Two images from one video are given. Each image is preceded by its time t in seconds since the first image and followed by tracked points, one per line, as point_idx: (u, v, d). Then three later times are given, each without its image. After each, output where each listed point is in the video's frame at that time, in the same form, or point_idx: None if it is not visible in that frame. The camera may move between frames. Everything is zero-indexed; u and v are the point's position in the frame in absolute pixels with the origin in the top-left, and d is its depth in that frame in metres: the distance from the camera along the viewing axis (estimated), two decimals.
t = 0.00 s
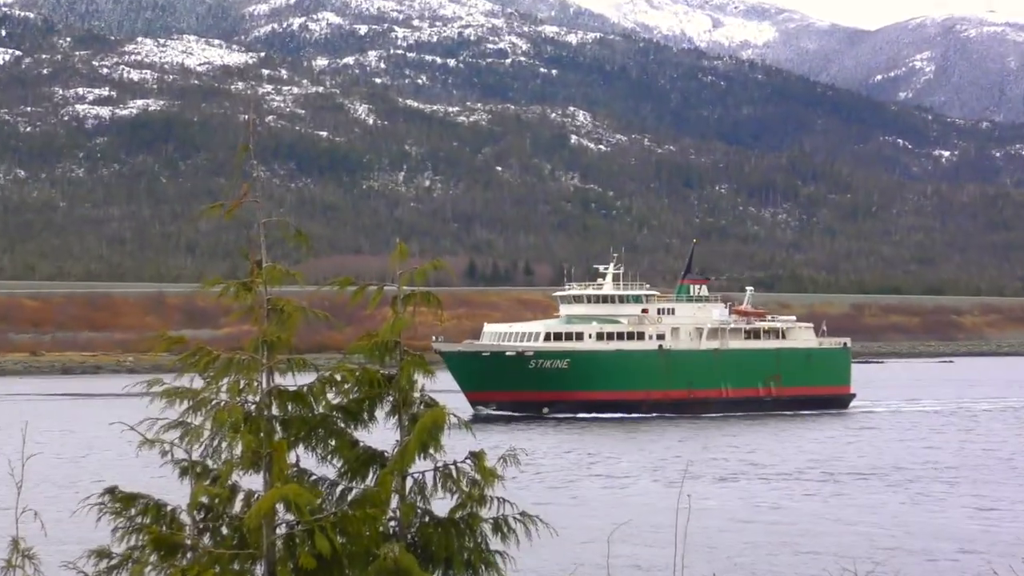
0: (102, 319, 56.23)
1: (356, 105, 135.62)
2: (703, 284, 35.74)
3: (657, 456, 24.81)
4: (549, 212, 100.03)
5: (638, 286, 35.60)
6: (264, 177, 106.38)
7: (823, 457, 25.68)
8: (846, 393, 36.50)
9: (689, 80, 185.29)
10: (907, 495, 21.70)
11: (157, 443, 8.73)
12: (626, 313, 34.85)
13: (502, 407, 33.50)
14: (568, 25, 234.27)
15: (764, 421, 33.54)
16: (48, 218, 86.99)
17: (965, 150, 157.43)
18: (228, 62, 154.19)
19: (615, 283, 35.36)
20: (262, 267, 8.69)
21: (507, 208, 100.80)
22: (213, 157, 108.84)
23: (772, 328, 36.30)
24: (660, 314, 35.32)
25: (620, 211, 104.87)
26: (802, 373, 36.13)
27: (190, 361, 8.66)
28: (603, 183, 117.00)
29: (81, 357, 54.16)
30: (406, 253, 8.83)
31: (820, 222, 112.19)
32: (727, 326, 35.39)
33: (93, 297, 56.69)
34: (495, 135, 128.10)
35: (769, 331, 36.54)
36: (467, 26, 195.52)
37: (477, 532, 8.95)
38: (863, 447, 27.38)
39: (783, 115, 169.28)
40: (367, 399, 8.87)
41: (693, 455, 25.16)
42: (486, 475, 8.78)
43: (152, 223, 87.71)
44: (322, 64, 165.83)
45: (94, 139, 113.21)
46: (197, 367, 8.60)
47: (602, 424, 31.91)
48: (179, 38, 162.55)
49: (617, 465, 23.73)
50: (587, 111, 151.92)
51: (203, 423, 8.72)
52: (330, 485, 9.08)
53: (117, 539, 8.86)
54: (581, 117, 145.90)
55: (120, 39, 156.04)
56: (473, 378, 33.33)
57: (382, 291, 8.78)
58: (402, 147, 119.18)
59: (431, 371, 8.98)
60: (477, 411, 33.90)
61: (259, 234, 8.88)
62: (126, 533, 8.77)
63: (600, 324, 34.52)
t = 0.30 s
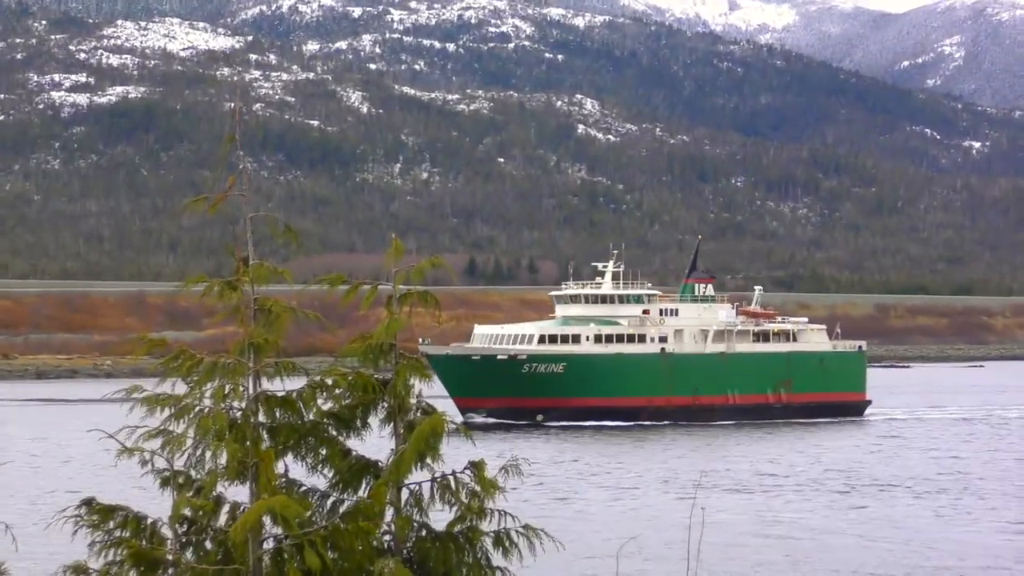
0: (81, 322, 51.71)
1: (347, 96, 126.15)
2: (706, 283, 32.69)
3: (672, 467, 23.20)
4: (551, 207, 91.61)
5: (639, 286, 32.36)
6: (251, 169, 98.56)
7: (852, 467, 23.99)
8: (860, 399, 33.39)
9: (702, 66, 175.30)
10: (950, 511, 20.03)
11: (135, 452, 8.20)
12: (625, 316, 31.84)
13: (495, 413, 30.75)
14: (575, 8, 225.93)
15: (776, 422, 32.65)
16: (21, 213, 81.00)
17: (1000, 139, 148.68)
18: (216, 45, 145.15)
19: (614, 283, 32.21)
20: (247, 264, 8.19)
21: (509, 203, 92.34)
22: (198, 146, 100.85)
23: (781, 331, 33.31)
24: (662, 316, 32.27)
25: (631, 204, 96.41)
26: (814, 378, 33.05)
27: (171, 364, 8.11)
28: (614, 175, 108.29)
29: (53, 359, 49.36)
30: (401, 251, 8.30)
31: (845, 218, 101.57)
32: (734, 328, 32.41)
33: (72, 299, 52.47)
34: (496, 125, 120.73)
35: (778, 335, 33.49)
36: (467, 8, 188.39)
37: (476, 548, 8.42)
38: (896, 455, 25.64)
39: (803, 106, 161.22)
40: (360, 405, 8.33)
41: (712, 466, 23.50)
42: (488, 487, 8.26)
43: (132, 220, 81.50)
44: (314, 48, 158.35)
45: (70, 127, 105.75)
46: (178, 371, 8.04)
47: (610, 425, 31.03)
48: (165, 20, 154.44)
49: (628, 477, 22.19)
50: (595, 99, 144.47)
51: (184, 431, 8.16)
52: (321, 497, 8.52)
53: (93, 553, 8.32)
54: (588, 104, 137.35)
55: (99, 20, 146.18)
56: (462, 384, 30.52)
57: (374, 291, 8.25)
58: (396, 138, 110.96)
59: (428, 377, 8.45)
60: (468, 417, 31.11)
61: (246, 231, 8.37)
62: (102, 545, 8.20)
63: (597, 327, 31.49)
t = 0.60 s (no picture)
0: (55, 325, 47.28)
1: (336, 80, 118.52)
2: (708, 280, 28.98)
3: (683, 477, 20.71)
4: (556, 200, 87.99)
5: (637, 284, 28.43)
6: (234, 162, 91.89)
7: (882, 475, 21.66)
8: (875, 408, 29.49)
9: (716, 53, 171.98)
10: (991, 525, 17.82)
11: (112, 465, 7.68)
12: (623, 319, 27.96)
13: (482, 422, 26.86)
14: None
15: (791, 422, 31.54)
16: None
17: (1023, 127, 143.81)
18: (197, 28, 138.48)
19: (610, 279, 28.35)
20: (231, 264, 7.70)
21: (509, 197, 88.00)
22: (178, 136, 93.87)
23: (788, 333, 29.44)
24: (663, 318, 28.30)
25: (639, 199, 94.04)
26: (825, 384, 29.04)
27: (150, 370, 7.63)
28: (621, 170, 104.31)
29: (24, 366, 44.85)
30: (396, 250, 7.79)
31: (866, 214, 98.25)
32: (739, 331, 28.58)
33: (44, 300, 47.85)
34: (496, 116, 114.98)
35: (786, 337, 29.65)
36: None
37: (475, 566, 7.88)
38: (929, 465, 23.26)
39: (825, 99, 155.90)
40: (351, 414, 7.84)
41: (727, 475, 21.02)
42: (488, 500, 7.69)
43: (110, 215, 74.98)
44: (303, 31, 151.46)
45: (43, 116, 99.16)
46: (156, 378, 7.55)
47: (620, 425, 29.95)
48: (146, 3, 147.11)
49: (637, 489, 19.69)
50: (601, 88, 138.90)
51: (164, 441, 7.64)
52: (309, 511, 8.00)
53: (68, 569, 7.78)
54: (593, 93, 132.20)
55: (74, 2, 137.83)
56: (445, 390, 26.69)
57: (367, 292, 7.74)
58: (391, 126, 105.06)
59: (421, 383, 7.92)
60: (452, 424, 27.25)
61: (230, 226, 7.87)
62: (78, 559, 7.69)
63: (590, 330, 27.64)
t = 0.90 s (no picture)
0: (18, 329, 44.89)
1: (319, 69, 117.23)
2: (703, 283, 28.21)
3: (689, 491, 20.17)
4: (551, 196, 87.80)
5: (628, 287, 27.71)
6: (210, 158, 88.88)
7: (891, 488, 21.27)
8: (877, 417, 28.86)
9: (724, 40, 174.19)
10: (1012, 541, 17.38)
11: (81, 477, 7.19)
12: (613, 322, 27.16)
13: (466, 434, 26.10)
14: None
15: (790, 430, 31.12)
16: None
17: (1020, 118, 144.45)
18: (170, 14, 135.28)
19: (600, 282, 27.52)
20: (207, 263, 7.23)
21: (503, 193, 87.72)
22: (149, 131, 90.05)
23: (790, 338, 28.66)
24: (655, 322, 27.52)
25: (640, 195, 93.36)
26: (827, 393, 28.40)
27: (120, 378, 7.16)
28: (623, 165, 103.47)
29: None
30: (382, 247, 7.34)
31: (885, 213, 98.22)
32: (736, 336, 27.78)
33: (7, 304, 45.54)
34: (489, 107, 114.34)
35: (786, 342, 28.81)
36: None
37: None
38: (937, 477, 22.86)
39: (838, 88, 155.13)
40: (334, 423, 7.37)
41: (736, 490, 20.48)
42: (479, 516, 7.27)
43: (77, 212, 70.72)
44: (283, 17, 147.82)
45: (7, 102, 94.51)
46: (127, 385, 7.07)
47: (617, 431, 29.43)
48: None
49: (640, 505, 19.13)
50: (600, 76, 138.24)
51: (135, 452, 7.18)
52: (291, 527, 7.51)
53: None
54: (593, 81, 131.96)
55: None
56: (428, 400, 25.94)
57: (352, 295, 7.27)
58: (377, 118, 103.97)
59: (407, 395, 7.46)
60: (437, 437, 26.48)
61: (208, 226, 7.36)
62: None
63: (578, 335, 26.84)
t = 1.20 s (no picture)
0: None
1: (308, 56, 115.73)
2: (706, 283, 26.57)
3: (700, 506, 19.54)
4: (553, 193, 87.28)
5: (625, 288, 26.01)
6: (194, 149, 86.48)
7: (910, 501, 20.60)
8: (893, 427, 27.01)
9: (738, 25, 172.20)
10: None
11: (56, 490, 6.76)
12: (609, 328, 25.44)
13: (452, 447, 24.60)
14: None
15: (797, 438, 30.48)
16: None
17: None
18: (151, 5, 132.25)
19: (595, 284, 25.80)
20: (189, 264, 6.84)
21: (503, 189, 86.77)
22: (127, 121, 87.03)
23: (797, 342, 26.98)
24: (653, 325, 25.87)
25: (649, 190, 92.41)
26: (838, 402, 26.55)
27: (97, 384, 6.73)
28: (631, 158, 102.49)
29: None
30: (377, 247, 6.92)
31: (908, 209, 97.41)
32: (740, 340, 26.15)
33: None
34: (488, 97, 113.72)
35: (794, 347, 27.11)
36: None
37: None
38: (956, 489, 22.21)
39: (860, 76, 154.45)
40: (323, 433, 6.95)
41: (750, 503, 19.87)
42: (480, 532, 6.83)
43: (50, 209, 66.32)
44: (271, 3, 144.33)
45: None
46: (104, 393, 6.66)
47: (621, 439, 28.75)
48: None
49: (649, 519, 18.45)
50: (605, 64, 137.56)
51: (112, 463, 6.77)
52: (281, 542, 7.10)
53: None
54: (599, 71, 131.88)
55: None
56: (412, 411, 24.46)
57: (343, 296, 6.89)
58: (370, 110, 103.22)
59: (404, 406, 7.07)
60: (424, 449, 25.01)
61: (197, 227, 7.01)
62: None
63: (571, 341, 25.19)
